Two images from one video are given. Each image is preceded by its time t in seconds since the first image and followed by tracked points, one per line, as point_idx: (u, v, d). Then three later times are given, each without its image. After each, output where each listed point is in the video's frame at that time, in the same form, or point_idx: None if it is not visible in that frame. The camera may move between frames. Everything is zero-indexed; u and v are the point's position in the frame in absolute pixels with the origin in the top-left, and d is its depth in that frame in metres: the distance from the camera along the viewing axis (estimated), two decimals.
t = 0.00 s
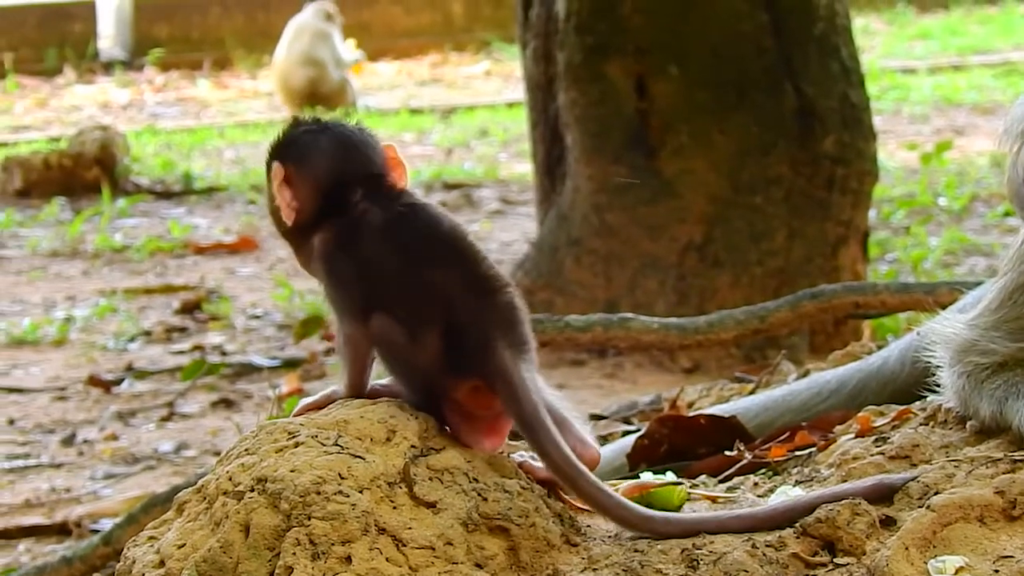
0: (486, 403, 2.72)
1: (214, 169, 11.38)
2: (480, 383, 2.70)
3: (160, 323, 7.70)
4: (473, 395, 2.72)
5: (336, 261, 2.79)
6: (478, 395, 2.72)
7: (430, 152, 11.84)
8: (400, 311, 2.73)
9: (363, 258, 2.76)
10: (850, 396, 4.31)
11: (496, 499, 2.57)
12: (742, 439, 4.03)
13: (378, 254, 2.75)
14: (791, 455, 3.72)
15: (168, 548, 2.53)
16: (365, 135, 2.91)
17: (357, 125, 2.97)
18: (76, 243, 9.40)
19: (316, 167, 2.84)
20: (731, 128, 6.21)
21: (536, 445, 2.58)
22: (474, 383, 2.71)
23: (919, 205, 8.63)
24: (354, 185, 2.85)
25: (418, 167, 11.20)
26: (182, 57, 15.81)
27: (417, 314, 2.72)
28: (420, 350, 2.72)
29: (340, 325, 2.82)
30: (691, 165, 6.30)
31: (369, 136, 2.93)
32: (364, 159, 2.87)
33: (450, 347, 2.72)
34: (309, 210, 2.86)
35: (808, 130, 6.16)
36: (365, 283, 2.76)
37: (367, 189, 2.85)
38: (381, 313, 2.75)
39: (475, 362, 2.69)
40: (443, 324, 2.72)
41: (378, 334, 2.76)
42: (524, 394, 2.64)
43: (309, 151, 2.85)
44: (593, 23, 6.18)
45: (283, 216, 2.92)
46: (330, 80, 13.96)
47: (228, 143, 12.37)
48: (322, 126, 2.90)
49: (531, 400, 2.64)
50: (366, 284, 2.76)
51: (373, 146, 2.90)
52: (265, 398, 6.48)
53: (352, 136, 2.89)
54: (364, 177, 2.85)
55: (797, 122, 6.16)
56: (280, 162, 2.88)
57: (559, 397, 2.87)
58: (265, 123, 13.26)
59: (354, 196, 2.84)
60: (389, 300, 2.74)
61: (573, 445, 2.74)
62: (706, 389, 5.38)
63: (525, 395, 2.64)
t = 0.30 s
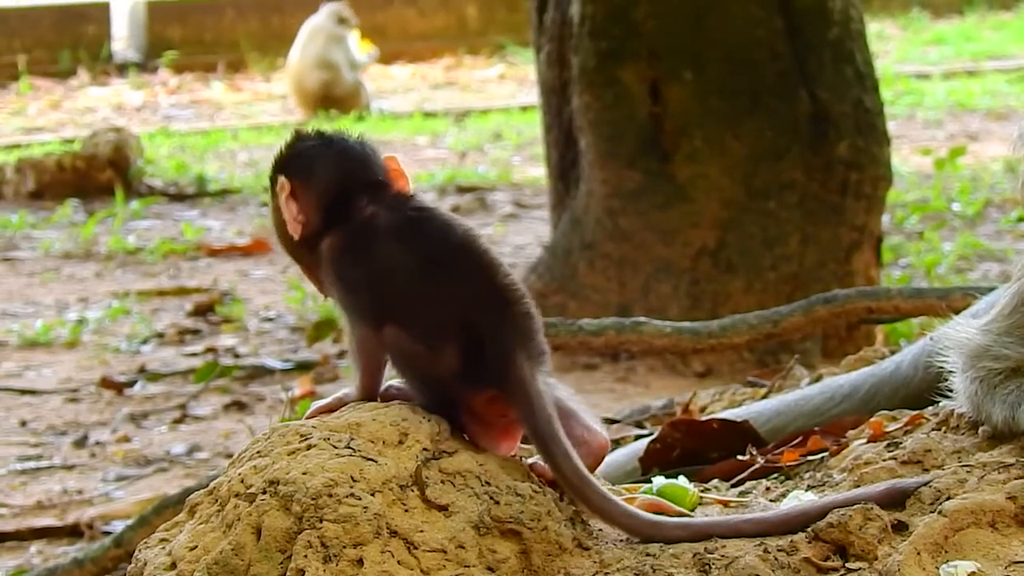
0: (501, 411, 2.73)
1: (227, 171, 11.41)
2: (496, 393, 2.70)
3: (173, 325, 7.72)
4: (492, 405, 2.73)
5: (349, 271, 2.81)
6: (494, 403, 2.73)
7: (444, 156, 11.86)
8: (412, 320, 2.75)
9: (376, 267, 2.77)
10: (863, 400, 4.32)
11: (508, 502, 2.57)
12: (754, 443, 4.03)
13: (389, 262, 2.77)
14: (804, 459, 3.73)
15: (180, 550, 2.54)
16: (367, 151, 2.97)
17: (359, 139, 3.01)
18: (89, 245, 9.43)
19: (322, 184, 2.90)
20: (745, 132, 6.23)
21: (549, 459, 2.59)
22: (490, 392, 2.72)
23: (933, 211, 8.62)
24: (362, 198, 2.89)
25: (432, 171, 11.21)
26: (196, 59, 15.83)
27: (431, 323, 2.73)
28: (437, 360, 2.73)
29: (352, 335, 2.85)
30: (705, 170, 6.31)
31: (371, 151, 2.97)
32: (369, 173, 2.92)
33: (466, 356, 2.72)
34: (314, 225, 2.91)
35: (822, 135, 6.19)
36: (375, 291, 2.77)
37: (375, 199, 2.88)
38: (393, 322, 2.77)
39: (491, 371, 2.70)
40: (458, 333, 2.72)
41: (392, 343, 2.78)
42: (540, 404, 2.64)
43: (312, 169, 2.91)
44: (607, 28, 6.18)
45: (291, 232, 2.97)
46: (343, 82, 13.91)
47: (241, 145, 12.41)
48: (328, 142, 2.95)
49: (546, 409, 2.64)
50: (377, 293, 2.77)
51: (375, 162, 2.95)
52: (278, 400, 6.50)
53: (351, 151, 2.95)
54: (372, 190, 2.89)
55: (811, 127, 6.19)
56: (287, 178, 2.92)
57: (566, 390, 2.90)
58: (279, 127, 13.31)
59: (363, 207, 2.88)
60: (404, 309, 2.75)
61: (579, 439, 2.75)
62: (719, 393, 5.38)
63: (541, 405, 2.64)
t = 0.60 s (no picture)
0: (522, 416, 2.73)
1: (237, 174, 11.43)
2: (516, 392, 2.72)
3: (183, 328, 7.74)
4: (511, 406, 2.73)
5: (379, 280, 2.84)
6: (513, 406, 2.73)
7: (453, 158, 11.88)
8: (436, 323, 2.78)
9: (404, 272, 2.81)
10: (873, 404, 4.31)
11: (518, 506, 2.58)
12: (763, 447, 4.04)
13: (417, 267, 2.81)
14: (813, 464, 3.73)
15: (190, 553, 2.55)
16: (410, 170, 2.97)
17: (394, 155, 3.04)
18: (99, 248, 9.46)
19: (363, 205, 2.91)
20: (755, 136, 6.24)
21: (562, 450, 2.61)
22: (510, 393, 2.73)
23: (942, 214, 8.61)
24: (400, 215, 2.90)
25: (442, 174, 11.23)
26: (206, 62, 15.85)
27: (454, 325, 2.77)
28: (455, 361, 2.76)
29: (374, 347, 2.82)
30: (714, 174, 6.31)
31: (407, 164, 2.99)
32: (411, 191, 2.92)
33: (486, 358, 2.76)
34: (348, 242, 2.93)
35: (832, 139, 6.20)
36: (402, 296, 2.81)
37: (414, 214, 2.89)
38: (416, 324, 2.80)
39: (509, 369, 2.72)
40: (478, 333, 2.76)
41: (415, 346, 2.80)
42: (556, 401, 2.66)
43: (343, 187, 2.94)
44: (617, 31, 6.19)
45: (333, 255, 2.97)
46: (353, 85, 13.96)
47: (251, 148, 12.43)
48: (370, 166, 2.97)
49: (561, 405, 2.66)
50: (403, 298, 2.81)
51: (418, 179, 2.95)
52: (287, 404, 6.51)
53: (387, 164, 2.97)
54: (411, 207, 2.91)
55: (822, 131, 6.20)
56: (329, 200, 2.94)
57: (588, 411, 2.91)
58: (288, 130, 13.34)
59: (399, 222, 2.88)
60: (429, 312, 2.79)
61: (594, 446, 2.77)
62: (729, 397, 5.37)
63: (554, 400, 2.66)
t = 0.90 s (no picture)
0: (530, 420, 2.75)
1: (246, 176, 11.46)
2: (521, 393, 2.74)
3: (191, 330, 7.76)
4: (516, 410, 2.75)
5: (407, 291, 2.88)
6: (520, 408, 2.75)
7: (462, 161, 11.89)
8: (452, 322, 2.77)
9: (431, 282, 2.85)
10: (882, 408, 4.30)
11: (528, 509, 2.58)
12: (773, 451, 4.04)
13: (445, 277, 2.84)
14: (823, 468, 3.73)
15: (200, 556, 2.56)
16: (468, 209, 3.00)
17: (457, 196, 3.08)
18: (108, 249, 9.48)
19: (414, 232, 2.94)
20: (763, 139, 6.24)
21: (571, 444, 2.61)
22: (516, 395, 2.75)
23: (951, 217, 8.61)
24: (443, 238, 2.93)
25: (450, 176, 11.25)
26: (214, 64, 15.88)
27: (467, 326, 2.77)
28: (467, 359, 2.75)
29: (394, 345, 2.82)
30: (723, 176, 6.31)
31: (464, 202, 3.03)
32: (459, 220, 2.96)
33: (497, 360, 2.76)
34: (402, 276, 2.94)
35: (840, 141, 6.21)
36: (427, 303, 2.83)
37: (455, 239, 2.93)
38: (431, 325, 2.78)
39: (518, 372, 2.73)
40: (491, 335, 2.76)
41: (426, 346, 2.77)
42: (562, 400, 2.67)
43: (397, 216, 2.99)
44: (626, 34, 6.19)
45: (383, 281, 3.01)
46: (361, 88, 13.99)
47: (260, 150, 12.46)
48: (429, 201, 3.01)
49: (568, 404, 2.67)
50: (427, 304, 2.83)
51: (473, 218, 2.99)
52: (296, 406, 6.53)
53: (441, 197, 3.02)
54: (462, 239, 2.94)
55: (830, 133, 6.21)
56: (383, 228, 2.99)
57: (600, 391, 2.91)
58: (297, 132, 13.37)
59: (441, 246, 2.92)
60: (446, 313, 2.79)
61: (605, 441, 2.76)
62: (738, 400, 5.37)
63: (562, 400, 2.67)
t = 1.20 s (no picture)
0: (539, 441, 2.75)
1: (255, 179, 11.48)
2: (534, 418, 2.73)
3: (200, 333, 7.78)
4: (527, 431, 2.75)
5: (428, 301, 2.89)
6: (530, 431, 2.74)
7: (471, 165, 11.90)
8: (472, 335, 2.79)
9: (451, 294, 2.86)
10: (891, 413, 4.30)
11: (536, 513, 2.59)
12: (781, 454, 4.05)
13: (467, 288, 2.84)
14: (831, 471, 3.74)
15: (208, 559, 2.57)
16: (491, 212, 3.02)
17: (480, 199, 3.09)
18: (117, 253, 9.50)
19: (439, 235, 2.96)
20: (773, 143, 6.25)
21: (577, 474, 2.61)
22: (529, 418, 2.74)
23: (960, 221, 8.59)
24: (468, 251, 2.94)
25: (459, 179, 11.26)
26: (224, 67, 15.91)
27: (486, 341, 2.78)
28: (484, 372, 2.77)
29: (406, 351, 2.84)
30: (732, 180, 6.31)
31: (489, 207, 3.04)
32: (483, 235, 2.97)
33: (513, 376, 2.76)
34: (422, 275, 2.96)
35: (849, 146, 6.23)
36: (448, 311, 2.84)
37: (479, 253, 2.94)
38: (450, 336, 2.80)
39: (533, 392, 2.73)
40: (510, 352, 2.77)
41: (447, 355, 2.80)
42: (574, 427, 2.66)
43: (423, 217, 3.00)
44: (635, 37, 6.22)
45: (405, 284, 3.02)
46: (373, 90, 13.98)
47: (269, 154, 12.49)
48: (452, 201, 3.03)
49: (581, 431, 2.66)
50: (449, 313, 2.84)
51: (496, 220, 3.02)
52: (304, 410, 6.54)
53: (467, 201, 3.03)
54: (484, 246, 2.96)
55: (839, 138, 6.22)
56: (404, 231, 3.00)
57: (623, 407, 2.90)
58: (306, 135, 13.39)
59: (465, 259, 2.93)
60: (466, 325, 2.81)
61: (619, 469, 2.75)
62: (746, 404, 5.38)
63: (573, 427, 2.66)
